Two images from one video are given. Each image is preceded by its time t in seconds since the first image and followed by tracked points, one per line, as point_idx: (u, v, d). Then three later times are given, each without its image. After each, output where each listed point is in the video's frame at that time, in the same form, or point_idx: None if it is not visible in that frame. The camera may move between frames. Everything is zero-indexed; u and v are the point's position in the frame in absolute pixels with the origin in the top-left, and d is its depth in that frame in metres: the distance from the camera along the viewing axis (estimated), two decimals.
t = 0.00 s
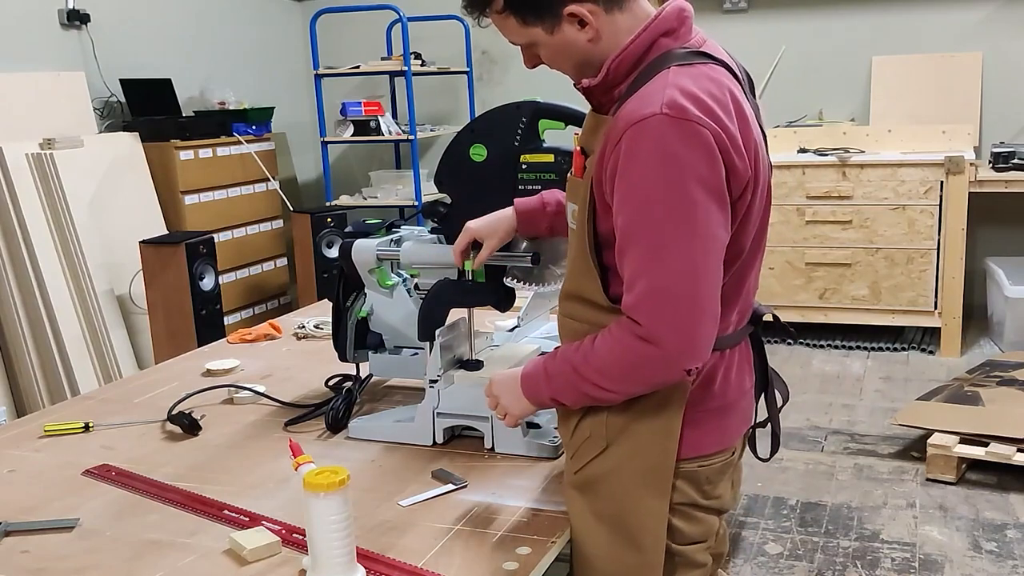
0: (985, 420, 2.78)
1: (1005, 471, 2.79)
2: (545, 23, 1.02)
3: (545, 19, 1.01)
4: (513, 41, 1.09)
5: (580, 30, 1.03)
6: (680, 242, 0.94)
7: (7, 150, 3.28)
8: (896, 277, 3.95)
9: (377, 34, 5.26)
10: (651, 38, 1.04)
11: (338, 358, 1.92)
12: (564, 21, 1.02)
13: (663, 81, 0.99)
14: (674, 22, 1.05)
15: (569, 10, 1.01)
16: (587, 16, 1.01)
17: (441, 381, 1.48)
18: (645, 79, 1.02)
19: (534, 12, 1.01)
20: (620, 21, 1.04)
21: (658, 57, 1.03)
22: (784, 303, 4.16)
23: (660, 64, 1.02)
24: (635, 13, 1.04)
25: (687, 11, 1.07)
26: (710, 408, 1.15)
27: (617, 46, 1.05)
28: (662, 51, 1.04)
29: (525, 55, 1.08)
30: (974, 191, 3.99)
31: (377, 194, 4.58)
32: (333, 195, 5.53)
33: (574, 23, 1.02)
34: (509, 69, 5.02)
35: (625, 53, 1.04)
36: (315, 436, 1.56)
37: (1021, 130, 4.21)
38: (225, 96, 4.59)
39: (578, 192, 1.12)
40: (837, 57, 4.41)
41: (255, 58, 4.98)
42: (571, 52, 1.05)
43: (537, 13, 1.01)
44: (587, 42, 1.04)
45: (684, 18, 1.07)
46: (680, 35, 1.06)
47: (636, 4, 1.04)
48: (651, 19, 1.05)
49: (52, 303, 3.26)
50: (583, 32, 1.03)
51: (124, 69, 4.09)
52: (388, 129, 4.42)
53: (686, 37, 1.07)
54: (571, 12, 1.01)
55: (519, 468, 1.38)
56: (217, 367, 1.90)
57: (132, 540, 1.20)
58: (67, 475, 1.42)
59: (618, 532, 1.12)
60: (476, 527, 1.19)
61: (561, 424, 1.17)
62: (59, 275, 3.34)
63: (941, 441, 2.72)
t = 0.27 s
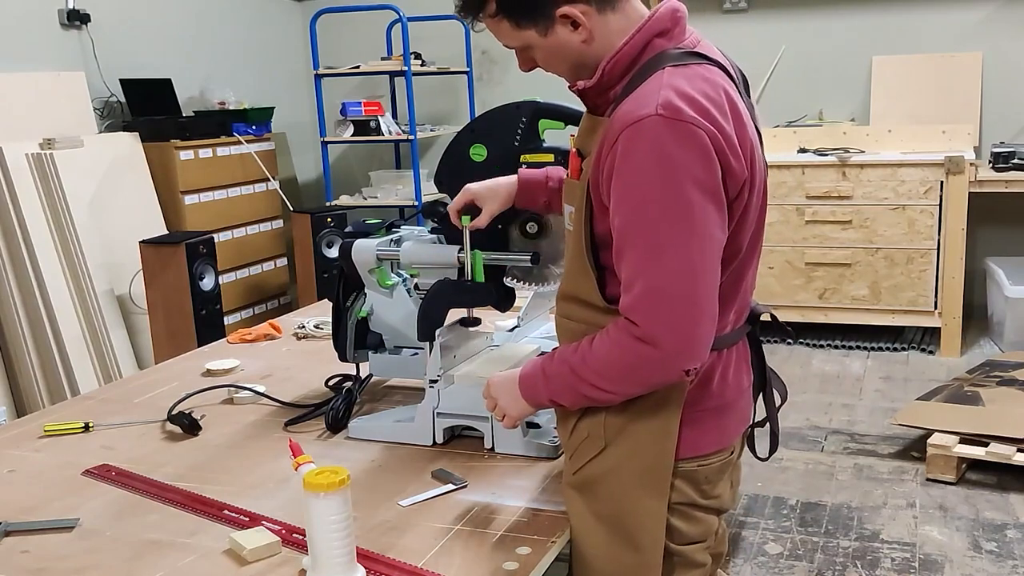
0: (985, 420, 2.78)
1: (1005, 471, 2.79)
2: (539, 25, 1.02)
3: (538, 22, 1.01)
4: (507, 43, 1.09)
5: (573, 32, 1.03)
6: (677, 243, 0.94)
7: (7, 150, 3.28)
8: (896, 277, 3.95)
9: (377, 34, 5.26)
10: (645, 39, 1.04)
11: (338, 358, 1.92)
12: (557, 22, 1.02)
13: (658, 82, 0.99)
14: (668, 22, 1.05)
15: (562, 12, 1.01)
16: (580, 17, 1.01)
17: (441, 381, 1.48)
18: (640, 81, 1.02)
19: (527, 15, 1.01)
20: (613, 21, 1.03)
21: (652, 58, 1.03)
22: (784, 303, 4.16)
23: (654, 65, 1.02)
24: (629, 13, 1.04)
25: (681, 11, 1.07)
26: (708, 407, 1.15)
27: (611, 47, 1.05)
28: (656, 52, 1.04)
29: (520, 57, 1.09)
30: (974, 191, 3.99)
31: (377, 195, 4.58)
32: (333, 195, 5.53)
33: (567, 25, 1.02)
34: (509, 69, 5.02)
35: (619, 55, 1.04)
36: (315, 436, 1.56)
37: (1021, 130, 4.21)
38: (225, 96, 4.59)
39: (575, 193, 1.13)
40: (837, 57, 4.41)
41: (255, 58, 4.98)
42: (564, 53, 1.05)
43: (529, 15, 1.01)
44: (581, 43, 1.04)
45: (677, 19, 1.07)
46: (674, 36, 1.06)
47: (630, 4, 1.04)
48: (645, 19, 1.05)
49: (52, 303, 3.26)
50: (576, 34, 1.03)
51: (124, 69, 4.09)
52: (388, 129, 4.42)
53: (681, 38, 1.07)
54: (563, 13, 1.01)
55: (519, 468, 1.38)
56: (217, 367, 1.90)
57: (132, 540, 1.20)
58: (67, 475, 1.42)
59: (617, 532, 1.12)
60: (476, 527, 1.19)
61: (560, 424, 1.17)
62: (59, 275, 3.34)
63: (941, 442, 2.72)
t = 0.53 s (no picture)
0: (985, 420, 2.78)
1: (1005, 471, 2.79)
2: (526, 25, 1.02)
3: (526, 21, 1.02)
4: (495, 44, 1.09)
5: (561, 32, 1.03)
6: (669, 241, 0.94)
7: (7, 150, 3.28)
8: (896, 277, 3.95)
9: (376, 34, 5.26)
10: (634, 40, 1.04)
11: (338, 358, 1.92)
12: (544, 22, 1.02)
13: (647, 82, 0.99)
14: (655, 23, 1.06)
15: (549, 11, 1.01)
16: (567, 17, 1.01)
17: (441, 381, 1.48)
18: (627, 82, 1.03)
19: (514, 15, 1.01)
20: (600, 21, 1.04)
21: (640, 59, 1.04)
22: (784, 303, 4.16)
23: (642, 66, 1.02)
24: (617, 13, 1.04)
25: (667, 11, 1.07)
26: (704, 406, 1.15)
27: (599, 47, 1.05)
28: (645, 52, 1.05)
29: (509, 57, 1.09)
30: (974, 192, 3.99)
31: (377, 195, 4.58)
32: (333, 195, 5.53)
33: (555, 24, 1.02)
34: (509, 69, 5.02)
35: (608, 57, 1.05)
36: (315, 436, 1.56)
37: (1021, 130, 4.21)
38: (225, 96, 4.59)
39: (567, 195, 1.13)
40: (837, 57, 4.41)
41: (255, 58, 4.98)
42: (553, 53, 1.05)
43: (517, 15, 1.01)
44: (569, 43, 1.04)
45: (664, 19, 1.07)
46: (662, 35, 1.07)
47: (618, 5, 1.04)
48: (633, 20, 1.05)
49: (52, 303, 3.26)
50: (563, 33, 1.03)
51: (124, 69, 4.09)
52: (388, 129, 4.42)
53: (668, 38, 1.07)
54: (550, 13, 1.01)
55: (519, 468, 1.38)
56: (217, 367, 1.90)
57: (132, 540, 1.20)
58: (67, 475, 1.42)
59: (615, 532, 1.12)
60: (476, 527, 1.19)
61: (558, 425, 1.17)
62: (59, 275, 3.34)
63: (941, 441, 2.72)
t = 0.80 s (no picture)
0: (985, 420, 2.78)
1: (1005, 471, 2.79)
2: (516, 22, 1.02)
3: (515, 18, 1.01)
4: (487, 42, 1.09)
5: (551, 31, 1.03)
6: (666, 243, 0.95)
7: (7, 150, 3.28)
8: (896, 277, 3.95)
9: (376, 34, 5.26)
10: (625, 41, 1.05)
11: (338, 358, 1.92)
12: (534, 20, 1.02)
13: (641, 84, 0.99)
14: (646, 23, 1.06)
15: (539, 9, 1.01)
16: (557, 16, 1.01)
17: (440, 381, 1.48)
18: (619, 83, 1.03)
19: (504, 11, 1.01)
20: (590, 21, 1.04)
21: (632, 60, 1.04)
22: (784, 303, 4.16)
23: (634, 68, 1.02)
24: (607, 14, 1.05)
25: (658, 12, 1.07)
26: (701, 406, 1.15)
27: (590, 49, 1.05)
28: (636, 54, 1.05)
29: (500, 56, 1.09)
30: (974, 191, 3.99)
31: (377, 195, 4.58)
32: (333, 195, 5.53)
33: (544, 23, 1.02)
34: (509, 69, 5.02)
35: (599, 58, 1.05)
36: (315, 436, 1.56)
37: (1021, 130, 4.21)
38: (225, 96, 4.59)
39: (563, 198, 1.13)
40: (837, 57, 4.41)
41: (255, 58, 4.98)
42: (543, 52, 1.05)
43: (507, 12, 1.01)
44: (559, 41, 1.04)
45: (655, 19, 1.07)
46: (653, 36, 1.07)
47: (608, 6, 1.05)
48: (623, 21, 1.05)
49: (52, 303, 3.26)
50: (553, 32, 1.03)
51: (124, 69, 4.09)
52: (388, 129, 4.42)
53: (660, 39, 1.07)
54: (540, 10, 1.01)
55: (519, 468, 1.38)
56: (217, 367, 1.90)
57: (132, 540, 1.20)
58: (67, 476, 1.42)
59: (614, 533, 1.12)
60: (476, 527, 1.19)
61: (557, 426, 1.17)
62: (59, 276, 3.34)
63: (941, 442, 2.72)
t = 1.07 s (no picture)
0: (985, 420, 2.78)
1: (1005, 471, 2.79)
2: (504, 20, 1.03)
3: (504, 15, 1.02)
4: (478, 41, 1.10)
5: (540, 29, 1.03)
6: (653, 241, 0.95)
7: (7, 150, 3.28)
8: (896, 277, 3.95)
9: (376, 34, 5.26)
10: (612, 41, 1.05)
11: (338, 358, 1.92)
12: (523, 18, 1.02)
13: (626, 83, 0.99)
14: (633, 23, 1.06)
15: (527, 7, 1.01)
16: (546, 13, 1.02)
17: (440, 381, 1.48)
18: (607, 83, 1.03)
19: (493, 9, 1.02)
20: (580, 21, 1.04)
21: (620, 59, 1.04)
22: (784, 303, 4.16)
23: (621, 67, 1.03)
24: (596, 14, 1.05)
25: (646, 12, 1.08)
26: (697, 406, 1.15)
27: (578, 49, 1.06)
28: (623, 53, 1.05)
29: (491, 55, 1.09)
30: (974, 191, 3.99)
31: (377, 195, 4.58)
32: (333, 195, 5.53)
33: (533, 21, 1.03)
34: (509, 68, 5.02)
35: (587, 58, 1.05)
36: (315, 436, 1.56)
37: (1021, 130, 4.21)
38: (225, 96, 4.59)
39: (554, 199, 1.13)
40: (837, 57, 4.41)
41: (255, 58, 4.98)
42: (532, 50, 1.05)
43: (496, 9, 1.02)
44: (547, 40, 1.04)
45: (643, 19, 1.07)
46: (640, 37, 1.07)
47: (597, 6, 1.05)
48: (611, 20, 1.05)
49: (52, 303, 3.26)
50: (542, 30, 1.03)
51: (124, 69, 4.09)
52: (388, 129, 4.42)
53: (647, 38, 1.07)
54: (529, 9, 1.01)
55: (519, 468, 1.38)
56: (217, 367, 1.90)
57: (132, 540, 1.20)
58: (67, 475, 1.42)
59: (611, 534, 1.12)
60: (477, 526, 1.19)
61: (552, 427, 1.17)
62: (59, 276, 3.34)
63: (941, 441, 2.72)
